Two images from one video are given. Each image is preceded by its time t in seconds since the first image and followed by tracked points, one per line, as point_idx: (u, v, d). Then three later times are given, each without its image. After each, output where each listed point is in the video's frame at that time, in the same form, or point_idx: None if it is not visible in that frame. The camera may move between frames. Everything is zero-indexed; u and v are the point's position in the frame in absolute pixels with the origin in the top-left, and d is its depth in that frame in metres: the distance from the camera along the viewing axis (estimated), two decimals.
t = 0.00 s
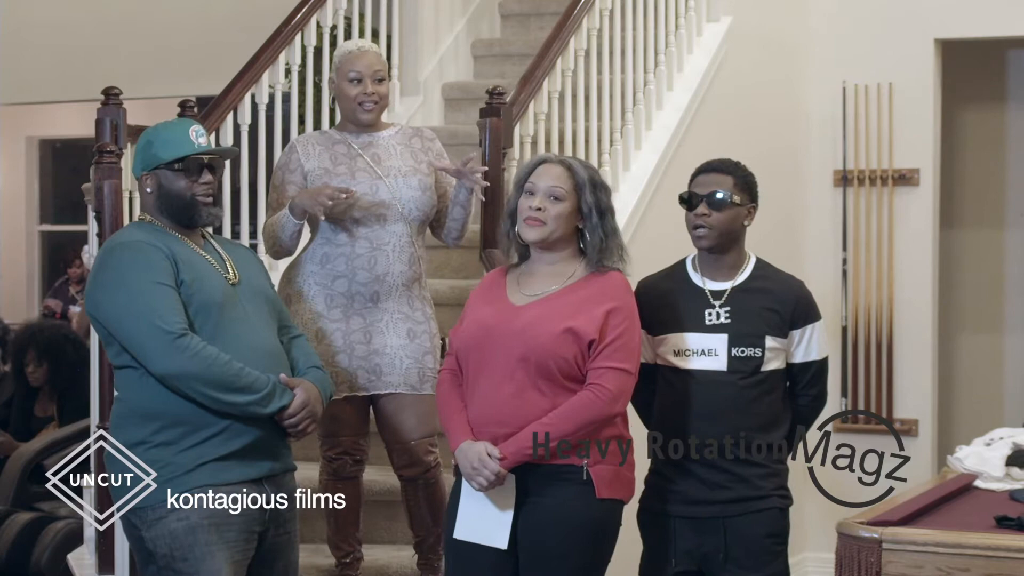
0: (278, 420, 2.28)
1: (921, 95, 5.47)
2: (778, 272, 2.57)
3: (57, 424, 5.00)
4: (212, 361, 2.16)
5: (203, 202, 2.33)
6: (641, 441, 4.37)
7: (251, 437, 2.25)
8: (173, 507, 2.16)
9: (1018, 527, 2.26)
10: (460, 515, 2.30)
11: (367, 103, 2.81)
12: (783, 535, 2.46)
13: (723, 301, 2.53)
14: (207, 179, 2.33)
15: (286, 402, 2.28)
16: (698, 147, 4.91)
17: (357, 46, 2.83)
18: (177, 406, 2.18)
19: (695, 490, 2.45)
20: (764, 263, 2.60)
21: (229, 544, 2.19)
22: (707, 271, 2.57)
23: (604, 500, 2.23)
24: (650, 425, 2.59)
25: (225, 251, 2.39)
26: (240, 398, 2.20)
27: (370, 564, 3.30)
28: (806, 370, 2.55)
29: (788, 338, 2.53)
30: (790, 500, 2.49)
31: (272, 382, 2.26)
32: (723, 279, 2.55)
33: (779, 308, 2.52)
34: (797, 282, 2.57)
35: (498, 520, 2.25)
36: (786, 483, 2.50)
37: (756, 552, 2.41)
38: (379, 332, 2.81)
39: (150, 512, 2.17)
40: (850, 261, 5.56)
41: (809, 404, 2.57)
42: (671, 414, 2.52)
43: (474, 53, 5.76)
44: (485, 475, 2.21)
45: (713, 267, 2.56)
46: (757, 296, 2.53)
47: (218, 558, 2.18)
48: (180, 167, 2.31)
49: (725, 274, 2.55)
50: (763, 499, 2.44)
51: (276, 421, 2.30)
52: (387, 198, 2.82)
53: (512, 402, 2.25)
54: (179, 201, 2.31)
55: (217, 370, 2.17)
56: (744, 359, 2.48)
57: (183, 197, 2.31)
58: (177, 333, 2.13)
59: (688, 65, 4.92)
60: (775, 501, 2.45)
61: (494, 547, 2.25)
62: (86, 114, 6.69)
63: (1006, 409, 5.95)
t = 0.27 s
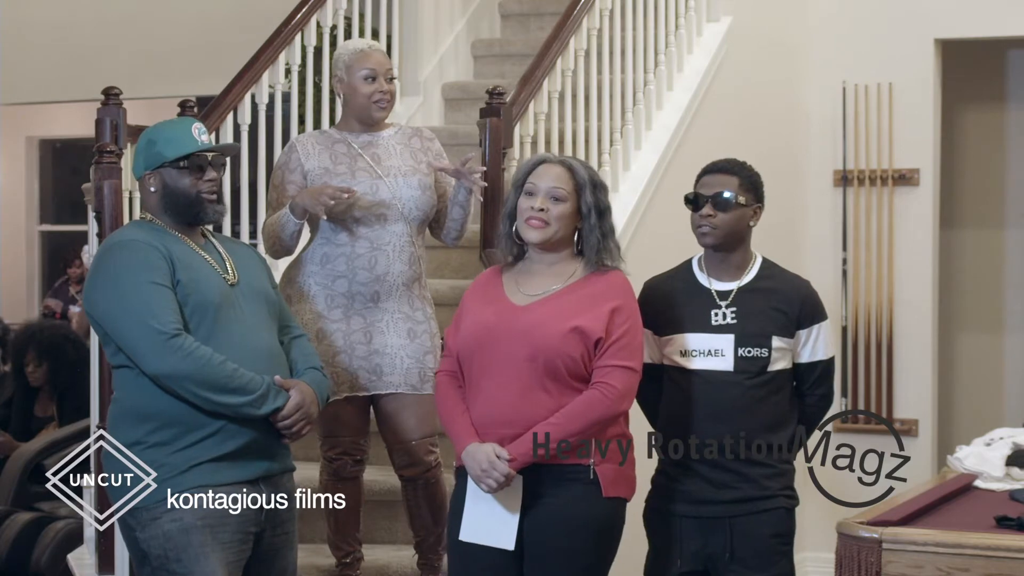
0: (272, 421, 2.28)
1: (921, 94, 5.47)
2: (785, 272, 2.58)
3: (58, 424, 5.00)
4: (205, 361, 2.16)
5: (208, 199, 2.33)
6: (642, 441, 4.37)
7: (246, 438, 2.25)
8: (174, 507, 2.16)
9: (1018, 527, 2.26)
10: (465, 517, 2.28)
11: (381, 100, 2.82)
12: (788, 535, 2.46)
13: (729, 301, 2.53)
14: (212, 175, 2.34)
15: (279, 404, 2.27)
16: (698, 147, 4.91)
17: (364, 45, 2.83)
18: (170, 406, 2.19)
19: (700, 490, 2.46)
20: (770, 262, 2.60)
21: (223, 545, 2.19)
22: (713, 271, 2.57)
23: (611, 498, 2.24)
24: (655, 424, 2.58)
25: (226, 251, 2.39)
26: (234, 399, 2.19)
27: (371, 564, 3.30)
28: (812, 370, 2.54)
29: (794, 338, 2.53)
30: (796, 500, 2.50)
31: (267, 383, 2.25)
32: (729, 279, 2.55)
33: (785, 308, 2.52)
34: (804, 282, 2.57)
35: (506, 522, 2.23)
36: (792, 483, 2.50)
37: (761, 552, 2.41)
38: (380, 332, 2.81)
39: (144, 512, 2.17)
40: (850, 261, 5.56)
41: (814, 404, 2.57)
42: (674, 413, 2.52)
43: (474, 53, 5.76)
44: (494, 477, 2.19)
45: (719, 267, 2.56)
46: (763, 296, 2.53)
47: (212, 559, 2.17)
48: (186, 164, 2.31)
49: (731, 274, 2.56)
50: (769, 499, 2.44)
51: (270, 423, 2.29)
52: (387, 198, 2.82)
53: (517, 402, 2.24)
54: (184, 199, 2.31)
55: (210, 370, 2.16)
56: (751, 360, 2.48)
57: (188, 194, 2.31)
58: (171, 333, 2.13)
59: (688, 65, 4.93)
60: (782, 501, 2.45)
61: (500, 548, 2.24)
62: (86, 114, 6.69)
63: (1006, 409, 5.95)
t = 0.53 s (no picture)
0: (273, 421, 2.28)
1: (921, 94, 5.47)
2: (795, 273, 2.58)
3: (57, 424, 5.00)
4: (206, 361, 2.16)
5: (215, 196, 2.34)
6: (643, 441, 4.37)
7: (246, 438, 2.25)
8: (174, 507, 2.16)
9: (1018, 527, 2.26)
10: (467, 518, 2.27)
11: (387, 99, 2.82)
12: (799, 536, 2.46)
13: (738, 303, 2.53)
14: (218, 172, 2.35)
15: (281, 404, 2.27)
16: (698, 148, 4.92)
17: (367, 45, 2.83)
18: (171, 406, 2.19)
19: (710, 489, 2.46)
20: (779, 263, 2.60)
21: (224, 546, 2.19)
22: (722, 272, 2.57)
23: (615, 497, 2.24)
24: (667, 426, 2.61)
25: (226, 250, 2.39)
26: (235, 400, 2.19)
27: (371, 564, 3.30)
28: (822, 371, 2.54)
29: (804, 338, 2.53)
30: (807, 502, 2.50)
31: (268, 384, 2.25)
32: (738, 280, 2.55)
33: (795, 309, 2.52)
34: (813, 283, 2.57)
35: (510, 523, 2.22)
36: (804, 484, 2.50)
37: (772, 552, 2.41)
38: (381, 332, 2.81)
39: (144, 512, 2.17)
40: (850, 261, 5.56)
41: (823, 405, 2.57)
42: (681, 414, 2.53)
43: (474, 53, 5.76)
44: (500, 478, 2.18)
45: (729, 269, 2.56)
46: (772, 298, 2.53)
47: (213, 560, 2.17)
48: (194, 162, 2.32)
49: (740, 275, 2.56)
50: (781, 499, 2.44)
51: (271, 423, 2.30)
52: (388, 198, 2.82)
53: (520, 402, 2.24)
54: (191, 197, 2.31)
55: (211, 371, 2.16)
56: (761, 361, 2.48)
57: (195, 192, 2.31)
58: (171, 333, 2.13)
59: (688, 65, 4.93)
60: (793, 501, 2.45)
61: (504, 548, 2.23)
62: (86, 114, 6.69)
63: (1006, 409, 5.96)
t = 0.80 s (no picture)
0: (278, 419, 2.28)
1: (921, 94, 5.47)
2: (806, 276, 2.58)
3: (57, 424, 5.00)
4: (212, 360, 2.16)
5: (217, 195, 2.35)
6: (644, 441, 4.37)
7: (250, 437, 2.25)
8: (174, 507, 2.17)
9: (1018, 527, 2.26)
10: (468, 518, 2.26)
11: (387, 101, 2.82)
12: (807, 536, 2.47)
13: (751, 308, 2.53)
14: (219, 171, 2.36)
15: (286, 403, 2.27)
16: (697, 148, 4.92)
17: (368, 45, 2.83)
18: (175, 406, 2.18)
19: (722, 486, 2.47)
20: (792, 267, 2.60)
21: (228, 545, 2.19)
22: (735, 276, 2.56)
23: (615, 495, 2.25)
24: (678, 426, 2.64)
25: (225, 249, 2.39)
26: (240, 398, 2.19)
27: (371, 564, 3.30)
28: (833, 374, 2.54)
29: (816, 342, 2.53)
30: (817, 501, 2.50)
31: (272, 382, 2.26)
32: (752, 285, 2.55)
33: (807, 313, 2.53)
34: (825, 285, 2.58)
35: (511, 523, 2.22)
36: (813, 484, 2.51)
37: (782, 553, 2.43)
38: (383, 332, 2.81)
39: (147, 512, 2.17)
40: (850, 262, 5.56)
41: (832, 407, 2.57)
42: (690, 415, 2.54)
43: (474, 53, 5.76)
44: (502, 479, 2.18)
45: (743, 273, 2.56)
46: (785, 302, 2.53)
47: (217, 560, 2.17)
48: (197, 162, 2.32)
49: (753, 279, 2.55)
50: (791, 498, 2.45)
51: (276, 422, 2.30)
52: (389, 198, 2.82)
53: (521, 402, 2.24)
54: (195, 196, 2.32)
55: (218, 370, 2.16)
56: (773, 367, 2.48)
57: (198, 191, 2.32)
58: (177, 333, 2.13)
59: (688, 65, 4.93)
60: (803, 501, 2.46)
61: (505, 548, 2.23)
62: (86, 114, 6.69)
63: (1006, 409, 5.96)
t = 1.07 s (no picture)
0: (283, 415, 2.29)
1: (921, 94, 5.47)
2: (819, 285, 2.57)
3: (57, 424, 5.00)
4: (218, 358, 2.16)
5: (213, 196, 2.35)
6: (645, 441, 4.38)
7: (256, 433, 2.25)
8: (174, 507, 2.16)
9: (1018, 527, 2.26)
10: (467, 520, 2.26)
11: (375, 100, 2.81)
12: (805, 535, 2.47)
13: (762, 313, 2.53)
14: (215, 172, 2.36)
15: (291, 398, 2.28)
16: (697, 148, 4.92)
17: (364, 45, 2.83)
18: (180, 405, 2.18)
19: (723, 486, 2.47)
20: (805, 273, 2.59)
21: (234, 543, 2.19)
22: (749, 279, 2.56)
23: (613, 492, 2.26)
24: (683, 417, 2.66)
25: (223, 250, 2.39)
26: (246, 395, 2.20)
27: (371, 564, 3.31)
28: (838, 383, 2.53)
29: (823, 352, 2.52)
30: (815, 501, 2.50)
31: (277, 379, 2.27)
32: (766, 289, 2.54)
33: (816, 323, 2.51)
34: (837, 295, 2.56)
35: (510, 527, 2.22)
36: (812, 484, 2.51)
37: (779, 552, 2.43)
38: (383, 332, 2.81)
39: (154, 511, 2.17)
40: (850, 262, 5.55)
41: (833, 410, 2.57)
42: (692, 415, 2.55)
43: (474, 53, 5.76)
44: (504, 487, 2.18)
45: (756, 277, 2.55)
46: (795, 309, 2.53)
47: (224, 559, 2.17)
48: (194, 163, 2.32)
49: (767, 283, 2.55)
50: (789, 498, 2.45)
51: (280, 418, 2.31)
52: (389, 198, 2.82)
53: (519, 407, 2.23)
54: (193, 197, 2.32)
55: (223, 367, 2.16)
56: (777, 374, 2.48)
57: (196, 191, 2.32)
58: (182, 331, 2.13)
59: (688, 65, 4.94)
60: (801, 500, 2.46)
61: (503, 549, 2.22)
62: (87, 114, 6.70)
63: (1005, 409, 5.96)
